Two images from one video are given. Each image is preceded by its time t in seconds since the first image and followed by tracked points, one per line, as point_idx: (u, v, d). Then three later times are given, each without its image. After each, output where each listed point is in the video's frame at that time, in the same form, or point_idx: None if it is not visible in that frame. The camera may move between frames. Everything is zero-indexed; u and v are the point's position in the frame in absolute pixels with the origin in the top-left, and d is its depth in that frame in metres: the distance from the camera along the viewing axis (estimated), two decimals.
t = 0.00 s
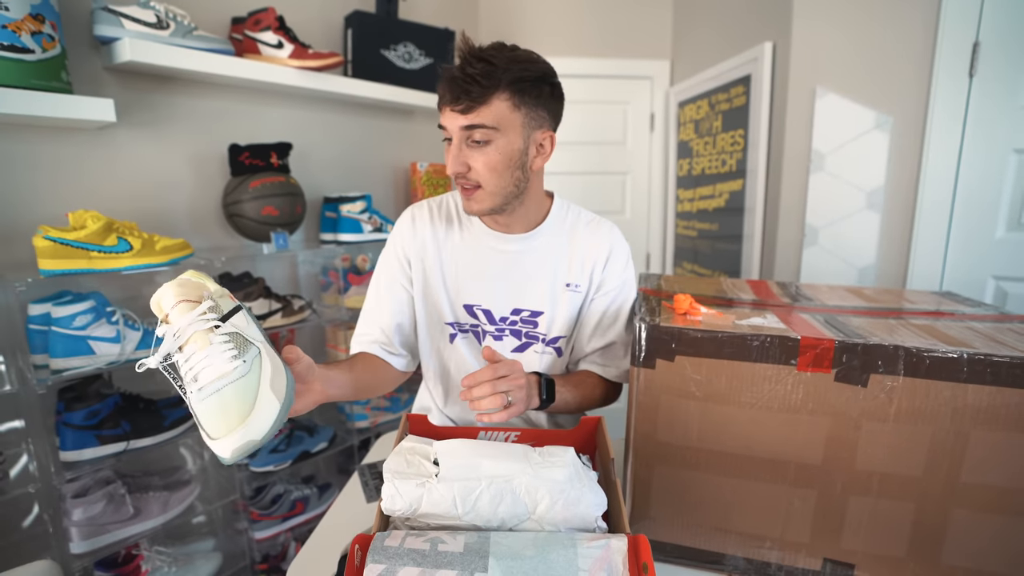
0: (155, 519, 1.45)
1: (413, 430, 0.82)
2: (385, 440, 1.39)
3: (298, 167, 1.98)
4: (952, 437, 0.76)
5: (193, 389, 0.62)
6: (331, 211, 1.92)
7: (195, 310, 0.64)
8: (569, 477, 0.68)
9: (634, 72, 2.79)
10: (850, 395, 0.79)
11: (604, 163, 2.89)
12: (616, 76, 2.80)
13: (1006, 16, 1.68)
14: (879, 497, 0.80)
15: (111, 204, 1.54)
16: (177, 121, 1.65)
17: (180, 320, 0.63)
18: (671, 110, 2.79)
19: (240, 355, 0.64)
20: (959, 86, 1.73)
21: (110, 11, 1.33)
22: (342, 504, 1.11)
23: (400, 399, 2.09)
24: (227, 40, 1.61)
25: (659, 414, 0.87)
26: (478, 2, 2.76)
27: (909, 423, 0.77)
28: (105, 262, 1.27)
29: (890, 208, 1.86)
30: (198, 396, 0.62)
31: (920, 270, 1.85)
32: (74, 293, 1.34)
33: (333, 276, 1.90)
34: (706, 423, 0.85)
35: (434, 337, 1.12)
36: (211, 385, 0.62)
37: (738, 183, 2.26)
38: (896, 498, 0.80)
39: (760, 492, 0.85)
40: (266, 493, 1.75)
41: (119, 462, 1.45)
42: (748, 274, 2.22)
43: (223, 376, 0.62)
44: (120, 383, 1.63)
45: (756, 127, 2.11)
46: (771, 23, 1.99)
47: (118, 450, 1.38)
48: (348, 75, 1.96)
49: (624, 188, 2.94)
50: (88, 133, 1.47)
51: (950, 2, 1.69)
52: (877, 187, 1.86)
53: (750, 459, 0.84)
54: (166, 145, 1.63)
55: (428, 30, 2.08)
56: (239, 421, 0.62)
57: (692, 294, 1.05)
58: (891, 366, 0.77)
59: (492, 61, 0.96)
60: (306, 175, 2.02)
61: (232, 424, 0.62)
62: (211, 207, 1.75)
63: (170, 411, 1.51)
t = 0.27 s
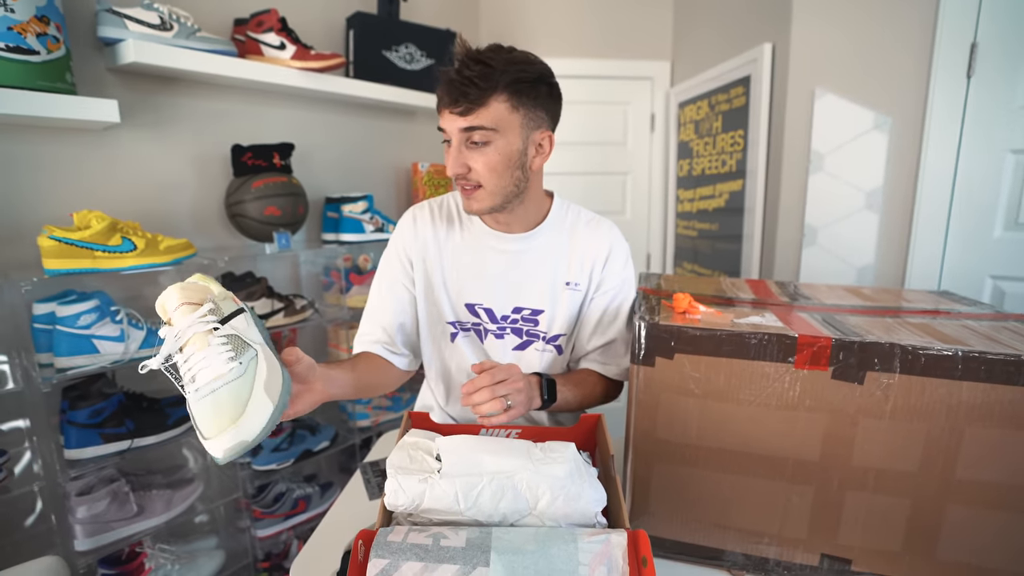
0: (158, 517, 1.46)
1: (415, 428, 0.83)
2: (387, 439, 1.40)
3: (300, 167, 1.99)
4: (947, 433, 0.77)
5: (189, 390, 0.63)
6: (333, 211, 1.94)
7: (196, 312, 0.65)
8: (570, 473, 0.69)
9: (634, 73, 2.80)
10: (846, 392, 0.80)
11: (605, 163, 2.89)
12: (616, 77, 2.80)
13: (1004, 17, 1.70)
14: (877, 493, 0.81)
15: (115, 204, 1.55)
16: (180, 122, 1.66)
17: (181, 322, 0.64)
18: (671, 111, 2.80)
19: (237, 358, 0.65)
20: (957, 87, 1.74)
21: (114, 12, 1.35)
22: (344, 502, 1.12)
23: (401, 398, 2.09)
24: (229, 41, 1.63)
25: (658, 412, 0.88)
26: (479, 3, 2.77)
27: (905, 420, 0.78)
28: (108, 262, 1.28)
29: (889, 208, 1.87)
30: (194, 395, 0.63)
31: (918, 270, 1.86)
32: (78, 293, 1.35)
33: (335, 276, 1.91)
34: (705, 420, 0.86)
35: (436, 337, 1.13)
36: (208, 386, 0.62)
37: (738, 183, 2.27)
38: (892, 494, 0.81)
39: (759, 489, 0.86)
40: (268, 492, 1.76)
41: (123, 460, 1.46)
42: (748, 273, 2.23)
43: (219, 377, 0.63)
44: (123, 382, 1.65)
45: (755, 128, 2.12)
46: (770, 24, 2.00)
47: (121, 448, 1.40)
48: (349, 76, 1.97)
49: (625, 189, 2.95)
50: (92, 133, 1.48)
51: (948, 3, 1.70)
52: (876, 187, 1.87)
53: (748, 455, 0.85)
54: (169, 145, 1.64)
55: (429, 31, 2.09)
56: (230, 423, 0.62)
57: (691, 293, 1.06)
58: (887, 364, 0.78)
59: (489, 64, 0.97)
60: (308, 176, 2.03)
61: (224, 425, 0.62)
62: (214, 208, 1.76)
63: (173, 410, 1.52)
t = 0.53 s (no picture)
0: (159, 518, 1.46)
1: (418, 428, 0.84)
2: (388, 439, 1.41)
3: (300, 169, 2.00)
4: (943, 431, 0.78)
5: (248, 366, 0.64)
6: (333, 212, 1.95)
7: (239, 289, 0.65)
8: (572, 471, 0.70)
9: (633, 75, 2.81)
10: (844, 391, 0.81)
11: (604, 165, 2.91)
12: (615, 79, 2.82)
13: (998, 21, 1.72)
14: (874, 491, 0.82)
15: (116, 205, 1.55)
16: (182, 124, 1.66)
17: (228, 300, 0.64)
18: (670, 113, 2.81)
19: (286, 335, 0.67)
20: (952, 89, 1.76)
21: (117, 15, 1.35)
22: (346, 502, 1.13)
23: (401, 399, 2.09)
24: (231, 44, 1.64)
25: (658, 411, 0.89)
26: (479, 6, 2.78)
27: (902, 418, 0.79)
28: (111, 263, 1.28)
29: (886, 209, 1.88)
30: (253, 371, 0.64)
31: (915, 271, 1.87)
32: (80, 294, 1.35)
33: (335, 278, 1.92)
34: (704, 418, 0.87)
35: (438, 339, 1.13)
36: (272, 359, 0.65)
37: (736, 185, 2.28)
38: (889, 492, 0.82)
39: (757, 487, 0.87)
40: (268, 493, 1.76)
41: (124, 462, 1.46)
42: (746, 275, 2.24)
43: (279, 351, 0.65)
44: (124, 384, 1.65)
45: (753, 130, 2.13)
46: (768, 27, 2.01)
47: (123, 449, 1.40)
48: (350, 78, 1.98)
49: (624, 190, 2.96)
50: (94, 135, 1.49)
51: (943, 6, 1.72)
52: (872, 189, 1.88)
53: (747, 454, 0.86)
54: (170, 147, 1.65)
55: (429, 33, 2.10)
56: (297, 396, 0.66)
57: (690, 293, 1.07)
58: (884, 363, 0.79)
59: (494, 64, 0.98)
60: (309, 178, 2.04)
61: (292, 399, 0.65)
62: (215, 209, 1.77)
63: (174, 411, 1.52)
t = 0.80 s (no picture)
0: (159, 519, 1.46)
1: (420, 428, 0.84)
2: (387, 440, 1.41)
3: (300, 171, 2.00)
4: (939, 431, 0.79)
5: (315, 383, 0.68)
6: (333, 213, 1.95)
7: (241, 347, 0.68)
8: (571, 470, 0.71)
9: (632, 78, 2.82)
10: (840, 390, 0.82)
11: (603, 167, 2.92)
12: (614, 82, 2.83)
13: (994, 24, 1.73)
14: (871, 490, 0.83)
15: (116, 206, 1.56)
16: (181, 125, 1.67)
17: (243, 357, 0.67)
18: (668, 115, 2.83)
19: (317, 350, 0.71)
20: (948, 92, 1.77)
21: (117, 16, 1.36)
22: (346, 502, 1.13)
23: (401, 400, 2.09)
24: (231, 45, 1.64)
25: (657, 411, 0.89)
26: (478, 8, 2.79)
27: (898, 418, 0.80)
28: (111, 264, 1.29)
29: (882, 210, 1.90)
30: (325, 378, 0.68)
31: (911, 272, 1.89)
32: (80, 295, 1.36)
33: (335, 279, 1.93)
34: (703, 418, 0.88)
35: (438, 342, 1.13)
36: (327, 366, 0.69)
37: (734, 187, 2.29)
38: (885, 490, 0.82)
39: (756, 486, 0.87)
40: (267, 494, 1.78)
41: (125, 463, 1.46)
42: (744, 276, 2.25)
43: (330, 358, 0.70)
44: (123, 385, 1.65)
45: (751, 132, 2.14)
46: (765, 31, 2.03)
47: (122, 450, 1.40)
48: (350, 79, 1.99)
49: (623, 192, 2.97)
50: (94, 136, 1.49)
51: (939, 11, 1.74)
52: (869, 191, 1.90)
53: (744, 453, 0.87)
54: (170, 148, 1.65)
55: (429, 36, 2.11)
56: (380, 378, 0.71)
57: (689, 294, 1.08)
58: (880, 363, 0.80)
59: (508, 74, 0.95)
60: (309, 179, 2.04)
61: (377, 381, 0.70)
62: (214, 210, 1.77)
63: (174, 412, 1.52)
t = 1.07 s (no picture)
0: (156, 519, 1.46)
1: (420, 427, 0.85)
2: (386, 440, 1.42)
3: (297, 171, 2.00)
4: (932, 428, 0.80)
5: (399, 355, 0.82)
6: (330, 213, 1.95)
7: (354, 308, 0.81)
8: (571, 467, 0.71)
9: (628, 78, 2.83)
10: (836, 388, 0.82)
11: (599, 167, 2.93)
12: (611, 82, 2.84)
13: (985, 27, 1.76)
14: (866, 487, 0.84)
15: (113, 206, 1.55)
16: (178, 125, 1.66)
17: (357, 314, 0.80)
18: (664, 115, 2.84)
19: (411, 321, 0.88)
20: (941, 94, 1.79)
21: (115, 15, 1.36)
22: (345, 502, 1.13)
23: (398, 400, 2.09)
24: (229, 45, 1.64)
25: (655, 409, 0.90)
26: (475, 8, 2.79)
27: (892, 415, 0.81)
28: (108, 264, 1.29)
29: (877, 211, 1.91)
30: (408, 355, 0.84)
31: (905, 272, 1.91)
32: (77, 295, 1.35)
33: (333, 279, 1.94)
34: (701, 416, 0.88)
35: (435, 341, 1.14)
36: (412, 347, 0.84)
37: (730, 187, 2.30)
38: (880, 487, 0.83)
39: (753, 484, 0.88)
40: (265, 494, 1.75)
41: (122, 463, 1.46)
42: (740, 276, 2.27)
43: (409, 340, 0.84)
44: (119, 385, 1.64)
45: (747, 132, 2.15)
46: (761, 32, 2.04)
47: (119, 450, 1.40)
48: (348, 79, 1.99)
49: (619, 192, 2.98)
50: (91, 136, 1.48)
51: (932, 13, 1.76)
52: (864, 191, 1.91)
53: (741, 451, 0.88)
54: (167, 148, 1.65)
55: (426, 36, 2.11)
56: (470, 349, 0.89)
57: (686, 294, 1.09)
58: (875, 361, 0.80)
59: (513, 76, 0.96)
60: (306, 179, 2.04)
61: (468, 351, 0.88)
62: (211, 210, 1.77)
63: (171, 412, 1.52)
